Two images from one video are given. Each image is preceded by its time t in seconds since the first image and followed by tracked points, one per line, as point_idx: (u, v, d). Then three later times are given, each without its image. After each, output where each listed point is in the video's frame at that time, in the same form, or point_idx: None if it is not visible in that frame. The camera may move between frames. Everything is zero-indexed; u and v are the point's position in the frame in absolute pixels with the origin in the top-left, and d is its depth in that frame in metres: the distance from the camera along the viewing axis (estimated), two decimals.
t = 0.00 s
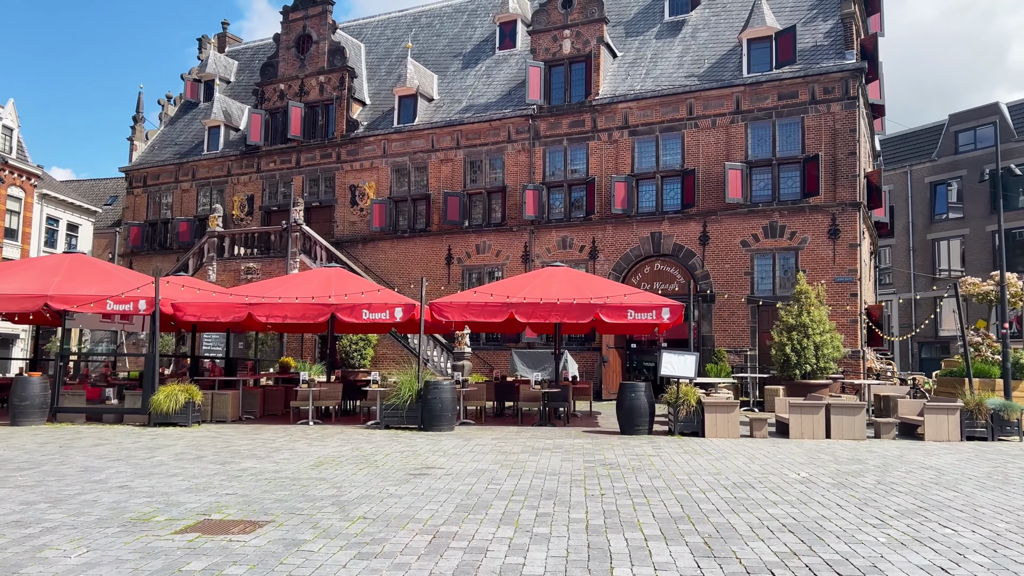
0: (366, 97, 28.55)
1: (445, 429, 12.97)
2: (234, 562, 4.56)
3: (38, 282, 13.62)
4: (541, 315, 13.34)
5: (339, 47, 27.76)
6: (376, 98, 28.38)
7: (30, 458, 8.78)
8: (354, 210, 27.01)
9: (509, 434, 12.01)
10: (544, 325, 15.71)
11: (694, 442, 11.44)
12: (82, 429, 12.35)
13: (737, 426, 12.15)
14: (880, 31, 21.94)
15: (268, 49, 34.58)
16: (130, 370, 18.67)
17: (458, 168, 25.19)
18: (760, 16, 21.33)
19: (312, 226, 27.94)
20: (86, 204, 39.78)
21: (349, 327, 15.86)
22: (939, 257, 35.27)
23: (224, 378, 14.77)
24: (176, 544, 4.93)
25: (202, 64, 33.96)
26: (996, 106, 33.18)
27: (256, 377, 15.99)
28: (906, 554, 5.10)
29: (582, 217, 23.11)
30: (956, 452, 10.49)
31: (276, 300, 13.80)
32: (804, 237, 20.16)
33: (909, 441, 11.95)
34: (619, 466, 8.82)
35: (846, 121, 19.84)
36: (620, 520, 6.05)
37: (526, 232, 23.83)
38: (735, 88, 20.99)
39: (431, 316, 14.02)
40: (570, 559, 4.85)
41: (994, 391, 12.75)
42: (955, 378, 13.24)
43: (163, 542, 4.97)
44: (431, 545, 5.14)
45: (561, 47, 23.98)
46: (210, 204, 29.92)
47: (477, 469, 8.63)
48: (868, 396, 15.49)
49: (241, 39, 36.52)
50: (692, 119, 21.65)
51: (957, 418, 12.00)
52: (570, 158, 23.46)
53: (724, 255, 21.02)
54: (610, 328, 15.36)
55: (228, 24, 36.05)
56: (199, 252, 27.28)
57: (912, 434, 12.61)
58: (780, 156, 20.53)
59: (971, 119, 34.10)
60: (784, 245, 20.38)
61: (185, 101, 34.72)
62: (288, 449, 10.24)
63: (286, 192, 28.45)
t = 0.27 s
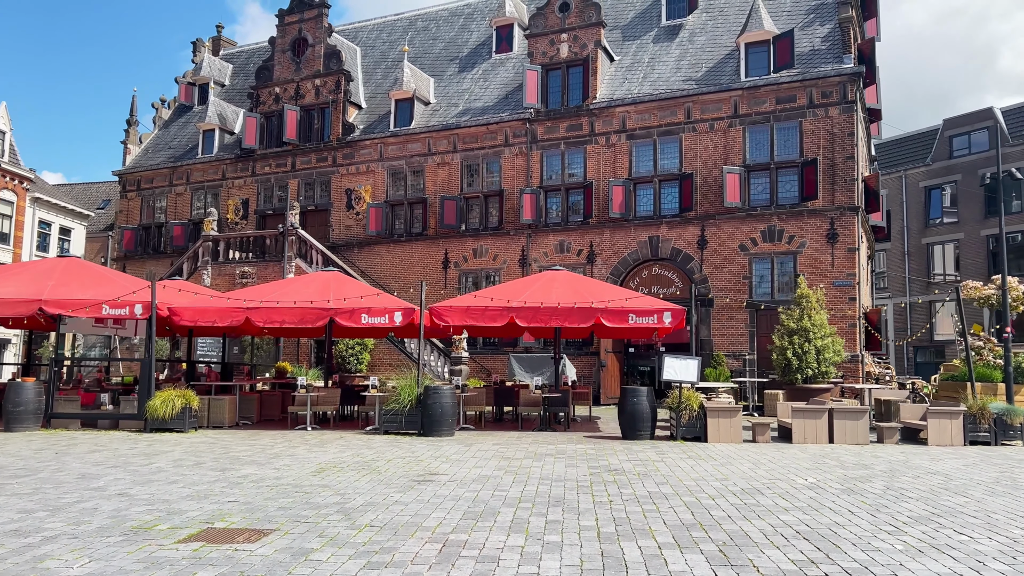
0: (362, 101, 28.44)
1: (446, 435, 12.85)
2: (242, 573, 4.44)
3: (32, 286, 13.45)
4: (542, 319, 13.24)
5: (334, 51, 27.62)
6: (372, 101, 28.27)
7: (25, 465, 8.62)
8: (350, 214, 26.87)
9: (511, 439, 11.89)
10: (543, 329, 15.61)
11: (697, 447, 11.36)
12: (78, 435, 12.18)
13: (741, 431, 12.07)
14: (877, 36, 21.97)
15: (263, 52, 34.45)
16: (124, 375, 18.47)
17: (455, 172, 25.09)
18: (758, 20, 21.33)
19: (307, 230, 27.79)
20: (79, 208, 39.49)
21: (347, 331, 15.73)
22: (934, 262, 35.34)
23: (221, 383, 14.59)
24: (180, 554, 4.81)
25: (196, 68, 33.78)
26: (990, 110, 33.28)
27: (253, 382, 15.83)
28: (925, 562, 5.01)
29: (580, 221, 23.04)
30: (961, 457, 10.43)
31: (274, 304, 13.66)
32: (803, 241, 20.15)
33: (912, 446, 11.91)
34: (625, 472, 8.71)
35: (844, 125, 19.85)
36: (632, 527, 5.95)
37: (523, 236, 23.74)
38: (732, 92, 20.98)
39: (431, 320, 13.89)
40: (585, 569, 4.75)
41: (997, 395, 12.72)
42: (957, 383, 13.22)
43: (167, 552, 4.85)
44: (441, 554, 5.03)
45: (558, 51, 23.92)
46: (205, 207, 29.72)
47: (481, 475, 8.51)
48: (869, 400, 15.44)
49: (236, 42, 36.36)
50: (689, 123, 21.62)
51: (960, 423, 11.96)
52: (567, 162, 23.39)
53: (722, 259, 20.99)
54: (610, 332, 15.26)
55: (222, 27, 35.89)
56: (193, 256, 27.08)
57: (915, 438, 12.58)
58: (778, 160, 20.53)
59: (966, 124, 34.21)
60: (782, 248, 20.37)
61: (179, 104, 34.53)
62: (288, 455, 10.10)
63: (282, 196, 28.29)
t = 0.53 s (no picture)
0: (361, 107, 28.38)
1: (449, 444, 12.73)
2: None
3: (30, 293, 13.31)
4: (545, 327, 13.15)
5: (334, 57, 27.52)
6: (372, 108, 28.21)
7: (24, 475, 8.48)
8: (349, 221, 26.77)
9: (515, 448, 11.79)
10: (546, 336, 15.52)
11: (704, 457, 11.27)
12: (76, 444, 12.04)
13: (746, 440, 11.98)
14: (877, 44, 22.00)
15: (261, 59, 34.38)
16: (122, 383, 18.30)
17: (455, 179, 25.02)
18: (758, 27, 21.34)
19: (306, 237, 27.67)
20: (75, 214, 39.29)
21: (348, 338, 15.62)
22: (932, 269, 35.37)
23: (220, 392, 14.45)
24: (189, 568, 4.70)
25: (194, 74, 33.68)
26: (987, 118, 33.35)
27: (253, 390, 15.70)
28: None
29: (580, 228, 22.98)
30: (970, 467, 10.36)
31: (274, 312, 13.55)
32: (804, 248, 20.12)
33: (919, 455, 11.84)
34: (634, 482, 8.62)
35: (845, 132, 19.85)
36: (646, 540, 5.85)
37: (523, 243, 23.69)
38: (734, 100, 20.97)
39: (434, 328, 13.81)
40: None
41: (1003, 403, 12.67)
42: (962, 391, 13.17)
43: (175, 566, 4.74)
44: (456, 568, 4.92)
45: (558, 58, 23.89)
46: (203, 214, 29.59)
47: (489, 485, 8.41)
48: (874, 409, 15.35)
49: (234, 48, 36.28)
50: (690, 130, 21.60)
51: (967, 432, 11.89)
52: (567, 169, 23.35)
53: (723, 267, 20.95)
54: (613, 340, 15.18)
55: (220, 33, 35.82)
56: (191, 262, 26.94)
57: (921, 447, 12.51)
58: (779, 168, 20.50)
59: (964, 131, 34.28)
60: (783, 256, 20.34)
61: (177, 110, 34.42)
62: (291, 464, 9.98)
63: (280, 202, 28.19)
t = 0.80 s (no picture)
0: (361, 119, 28.38)
1: (453, 456, 12.61)
2: None
3: (30, 305, 13.21)
4: (550, 339, 13.08)
5: (334, 68, 27.51)
6: (372, 119, 28.21)
7: (25, 489, 8.35)
8: (349, 232, 26.70)
9: (521, 461, 11.68)
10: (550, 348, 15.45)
11: (711, 469, 11.17)
12: (76, 457, 11.90)
13: (754, 452, 11.89)
14: (877, 55, 22.08)
15: (261, 70, 34.41)
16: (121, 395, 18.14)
17: (455, 190, 24.99)
18: (759, 39, 21.40)
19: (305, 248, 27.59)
20: (73, 226, 39.16)
21: (351, 350, 15.52)
22: (931, 280, 35.38)
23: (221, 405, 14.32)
24: None
25: (193, 85, 33.66)
26: (985, 130, 33.45)
27: (254, 403, 15.58)
28: None
29: (581, 239, 22.93)
30: (980, 479, 10.27)
31: (277, 323, 13.48)
32: (806, 259, 20.10)
33: (927, 467, 11.75)
34: (645, 495, 8.51)
35: (846, 143, 19.89)
36: (664, 555, 5.74)
37: (524, 255, 23.63)
38: (735, 111, 21.00)
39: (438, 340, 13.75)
40: None
41: (1011, 415, 12.60)
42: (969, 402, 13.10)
43: None
44: None
45: (559, 70, 23.93)
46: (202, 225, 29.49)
47: (498, 499, 8.30)
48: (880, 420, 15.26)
49: (233, 60, 36.31)
50: (691, 141, 21.62)
51: (975, 444, 11.81)
52: (568, 180, 23.33)
53: (725, 278, 20.91)
54: (618, 351, 15.10)
55: (220, 45, 35.87)
56: (190, 274, 26.81)
57: (929, 459, 12.41)
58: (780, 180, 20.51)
59: (962, 143, 34.38)
60: (784, 267, 20.32)
61: (176, 122, 34.38)
62: (295, 477, 9.85)
63: (280, 214, 28.13)
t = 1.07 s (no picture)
0: (360, 133, 28.40)
1: (456, 473, 12.47)
2: None
3: (29, 319, 13.08)
4: (554, 353, 13.00)
5: (334, 83, 27.52)
6: (372, 133, 28.22)
7: (25, 506, 8.21)
8: (348, 246, 26.63)
9: (525, 478, 11.55)
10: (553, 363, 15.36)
11: (718, 485, 11.07)
12: (75, 473, 11.74)
13: (760, 468, 11.80)
14: (876, 71, 22.20)
15: (260, 85, 34.44)
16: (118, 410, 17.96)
17: (455, 204, 24.97)
18: (759, 55, 21.49)
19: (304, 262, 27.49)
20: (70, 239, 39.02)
21: (352, 365, 15.42)
22: (930, 295, 35.41)
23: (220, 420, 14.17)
24: None
25: (192, 99, 33.66)
26: (981, 145, 33.61)
27: (254, 418, 15.43)
28: None
29: (582, 253, 22.90)
30: (990, 495, 10.19)
31: (279, 337, 13.40)
32: (808, 273, 20.09)
33: (935, 483, 11.66)
34: (654, 513, 8.41)
35: (847, 158, 19.94)
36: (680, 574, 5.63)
37: (524, 269, 23.58)
38: (736, 126, 21.05)
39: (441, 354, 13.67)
40: None
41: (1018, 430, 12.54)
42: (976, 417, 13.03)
43: None
44: None
45: (560, 85, 23.98)
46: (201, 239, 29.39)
47: (505, 516, 8.18)
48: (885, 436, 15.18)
49: (232, 74, 36.35)
50: (692, 155, 21.66)
51: (983, 459, 11.73)
52: (568, 194, 23.33)
53: (727, 292, 20.86)
54: (622, 366, 15.02)
55: (219, 60, 35.92)
56: (188, 288, 26.68)
57: (936, 475, 12.33)
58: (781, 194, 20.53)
59: (959, 158, 34.53)
60: (786, 281, 20.31)
61: (174, 136, 34.36)
62: (298, 494, 9.72)
63: (279, 227, 28.08)
